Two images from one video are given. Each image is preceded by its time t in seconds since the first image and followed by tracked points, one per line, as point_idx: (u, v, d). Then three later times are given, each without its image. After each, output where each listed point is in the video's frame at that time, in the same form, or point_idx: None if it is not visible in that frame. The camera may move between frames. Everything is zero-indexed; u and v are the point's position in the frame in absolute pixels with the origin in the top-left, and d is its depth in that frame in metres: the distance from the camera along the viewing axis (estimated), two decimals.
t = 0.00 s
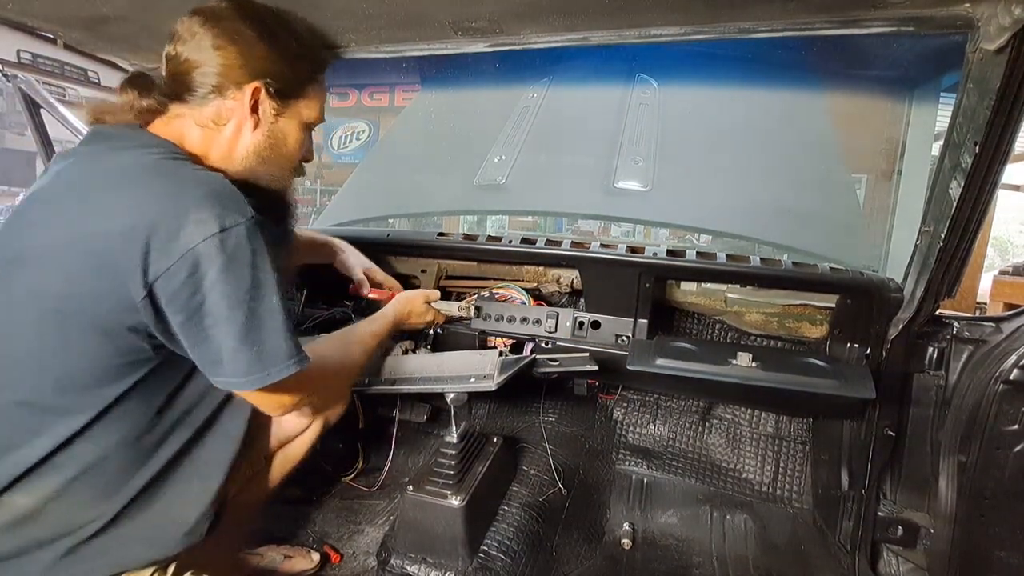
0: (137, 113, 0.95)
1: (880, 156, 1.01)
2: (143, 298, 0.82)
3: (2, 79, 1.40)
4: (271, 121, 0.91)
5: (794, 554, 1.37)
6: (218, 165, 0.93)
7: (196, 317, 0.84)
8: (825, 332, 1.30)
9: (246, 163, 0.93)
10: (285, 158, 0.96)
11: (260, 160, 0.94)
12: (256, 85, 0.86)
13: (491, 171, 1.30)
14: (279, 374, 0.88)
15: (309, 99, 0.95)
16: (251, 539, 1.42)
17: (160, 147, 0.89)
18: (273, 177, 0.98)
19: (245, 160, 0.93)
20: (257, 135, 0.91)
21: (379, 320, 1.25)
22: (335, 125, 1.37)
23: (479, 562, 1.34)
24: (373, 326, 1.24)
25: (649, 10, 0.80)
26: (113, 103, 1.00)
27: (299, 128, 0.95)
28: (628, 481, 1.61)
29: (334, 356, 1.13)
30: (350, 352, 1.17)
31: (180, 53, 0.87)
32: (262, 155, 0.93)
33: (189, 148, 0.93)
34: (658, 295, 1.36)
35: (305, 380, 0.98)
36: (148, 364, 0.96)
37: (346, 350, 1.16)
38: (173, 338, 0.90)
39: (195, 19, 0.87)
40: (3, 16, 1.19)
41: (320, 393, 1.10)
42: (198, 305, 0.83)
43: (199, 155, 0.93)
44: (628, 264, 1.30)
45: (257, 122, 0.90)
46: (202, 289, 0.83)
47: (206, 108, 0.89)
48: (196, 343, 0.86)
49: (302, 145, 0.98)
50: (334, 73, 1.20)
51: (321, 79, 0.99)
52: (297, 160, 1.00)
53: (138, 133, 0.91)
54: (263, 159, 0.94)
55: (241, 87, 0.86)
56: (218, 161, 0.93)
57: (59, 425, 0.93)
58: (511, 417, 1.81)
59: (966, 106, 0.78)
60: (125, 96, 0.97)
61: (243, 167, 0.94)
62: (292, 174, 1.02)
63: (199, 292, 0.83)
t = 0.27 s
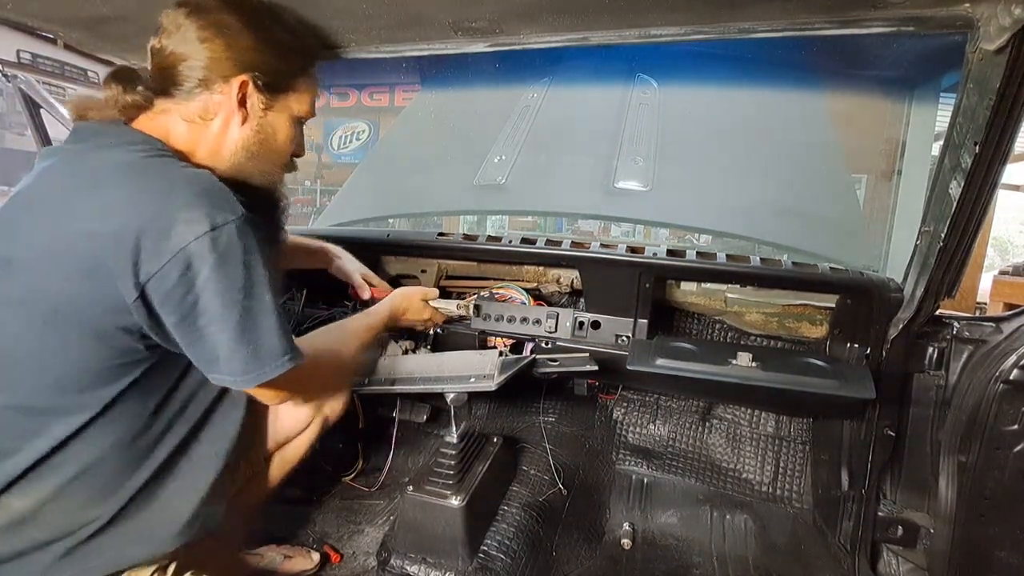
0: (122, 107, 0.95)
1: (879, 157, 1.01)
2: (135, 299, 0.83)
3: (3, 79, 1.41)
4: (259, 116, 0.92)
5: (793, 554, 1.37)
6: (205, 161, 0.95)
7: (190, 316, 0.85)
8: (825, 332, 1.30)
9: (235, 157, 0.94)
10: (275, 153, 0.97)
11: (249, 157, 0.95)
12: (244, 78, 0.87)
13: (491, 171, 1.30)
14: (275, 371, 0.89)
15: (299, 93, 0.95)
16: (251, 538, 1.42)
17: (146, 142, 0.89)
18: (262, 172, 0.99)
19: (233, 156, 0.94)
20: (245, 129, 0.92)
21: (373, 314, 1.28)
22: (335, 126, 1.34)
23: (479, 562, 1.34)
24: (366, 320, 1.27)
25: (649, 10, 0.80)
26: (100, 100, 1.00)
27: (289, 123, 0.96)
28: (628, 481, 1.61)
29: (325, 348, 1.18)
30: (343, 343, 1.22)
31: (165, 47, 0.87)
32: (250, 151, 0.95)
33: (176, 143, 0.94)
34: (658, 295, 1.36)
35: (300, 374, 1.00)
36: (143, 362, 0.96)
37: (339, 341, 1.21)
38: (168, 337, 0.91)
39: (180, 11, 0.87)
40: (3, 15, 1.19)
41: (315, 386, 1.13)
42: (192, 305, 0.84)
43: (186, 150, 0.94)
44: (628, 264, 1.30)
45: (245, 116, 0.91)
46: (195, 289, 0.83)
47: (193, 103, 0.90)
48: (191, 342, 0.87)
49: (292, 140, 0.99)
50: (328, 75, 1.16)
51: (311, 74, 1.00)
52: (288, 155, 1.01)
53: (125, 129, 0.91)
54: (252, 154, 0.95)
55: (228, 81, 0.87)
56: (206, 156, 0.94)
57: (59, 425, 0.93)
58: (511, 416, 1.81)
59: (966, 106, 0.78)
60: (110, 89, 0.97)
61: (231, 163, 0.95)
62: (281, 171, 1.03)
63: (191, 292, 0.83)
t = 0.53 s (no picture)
0: (104, 103, 0.93)
1: (879, 156, 1.01)
2: (124, 298, 0.83)
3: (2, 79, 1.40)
4: (249, 114, 0.92)
5: (794, 554, 1.37)
6: (192, 158, 0.94)
7: (181, 314, 0.86)
8: (825, 332, 1.30)
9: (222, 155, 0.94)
10: (264, 151, 0.98)
11: (238, 154, 0.95)
12: (233, 77, 0.87)
13: (491, 171, 1.30)
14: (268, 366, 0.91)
15: (289, 92, 0.96)
16: (251, 538, 1.42)
17: (128, 139, 0.88)
18: (249, 169, 1.00)
19: (221, 153, 0.94)
20: (234, 127, 0.93)
21: (371, 313, 1.30)
22: (335, 126, 1.32)
23: (479, 562, 1.34)
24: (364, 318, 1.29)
25: (650, 10, 0.80)
26: (80, 94, 0.98)
27: (278, 121, 0.96)
28: (628, 481, 1.61)
29: (320, 342, 1.18)
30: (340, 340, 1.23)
31: (153, 44, 0.87)
32: (239, 149, 0.95)
33: (160, 140, 0.93)
34: (658, 295, 1.36)
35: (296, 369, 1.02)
36: (136, 361, 0.96)
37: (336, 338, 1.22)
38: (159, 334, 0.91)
39: (168, 9, 0.88)
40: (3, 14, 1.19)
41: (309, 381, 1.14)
42: (182, 302, 0.85)
43: (171, 147, 0.93)
44: (628, 264, 1.30)
45: (234, 114, 0.91)
46: (184, 286, 0.84)
47: (181, 100, 0.89)
48: (184, 337, 0.88)
49: (282, 139, 1.00)
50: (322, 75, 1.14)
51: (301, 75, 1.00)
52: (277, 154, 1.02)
53: (105, 127, 0.89)
54: (240, 151, 0.96)
55: (217, 79, 0.87)
56: (192, 154, 0.93)
57: (60, 424, 0.93)
58: (511, 416, 1.81)
59: (966, 106, 0.78)
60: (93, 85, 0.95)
61: (219, 161, 0.95)
62: (270, 168, 1.04)
63: (181, 289, 0.84)
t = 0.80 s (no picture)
0: (95, 99, 0.92)
1: (880, 156, 1.00)
2: (125, 292, 0.84)
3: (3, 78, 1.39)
4: (240, 114, 0.90)
5: (794, 554, 1.37)
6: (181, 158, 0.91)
7: (180, 306, 0.87)
8: (825, 333, 1.30)
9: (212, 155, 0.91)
10: (255, 152, 0.96)
11: (229, 155, 0.93)
12: (226, 75, 0.85)
13: (491, 171, 1.31)
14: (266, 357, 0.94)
15: (282, 92, 0.94)
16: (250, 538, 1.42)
17: (119, 135, 0.88)
18: (239, 171, 0.97)
19: (211, 153, 0.91)
20: (225, 126, 0.90)
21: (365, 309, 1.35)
22: (333, 127, 1.21)
23: (479, 562, 1.33)
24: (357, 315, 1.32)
25: (651, 9, 0.80)
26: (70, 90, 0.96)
27: (270, 121, 0.94)
28: (628, 481, 1.61)
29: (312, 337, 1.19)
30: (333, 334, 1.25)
31: (146, 41, 0.84)
32: (230, 149, 0.92)
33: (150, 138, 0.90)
34: (658, 295, 1.36)
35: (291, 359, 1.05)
36: (136, 359, 0.97)
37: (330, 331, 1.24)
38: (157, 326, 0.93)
39: (163, 7, 0.84)
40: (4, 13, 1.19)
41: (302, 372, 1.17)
42: (181, 294, 0.86)
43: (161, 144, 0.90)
44: (628, 264, 1.30)
45: (226, 113, 0.88)
46: (184, 279, 0.85)
47: (171, 98, 0.86)
48: (182, 328, 0.90)
49: (273, 140, 0.98)
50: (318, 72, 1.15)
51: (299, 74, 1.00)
52: (268, 154, 0.99)
53: (100, 124, 0.89)
54: (230, 152, 0.93)
55: (209, 78, 0.84)
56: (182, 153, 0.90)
57: (62, 423, 0.94)
58: (511, 417, 1.81)
59: (965, 106, 0.79)
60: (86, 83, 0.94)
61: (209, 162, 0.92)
62: (261, 169, 1.01)
63: (180, 282, 0.85)
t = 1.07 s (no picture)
0: (92, 94, 0.90)
1: (879, 156, 0.99)
2: (123, 293, 0.84)
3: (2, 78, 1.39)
4: (239, 114, 0.90)
5: (794, 554, 1.37)
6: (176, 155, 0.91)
7: (180, 307, 0.87)
8: (825, 333, 1.30)
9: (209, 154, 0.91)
10: (252, 153, 0.95)
11: (225, 155, 0.93)
12: (226, 74, 0.85)
13: (492, 171, 1.31)
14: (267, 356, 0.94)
15: (282, 95, 0.94)
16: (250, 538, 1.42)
17: (113, 135, 0.88)
18: (237, 172, 0.97)
19: (207, 152, 0.92)
20: (223, 126, 0.91)
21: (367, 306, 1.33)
22: (335, 127, 1.23)
23: (479, 562, 1.33)
24: (358, 313, 1.31)
25: (651, 10, 0.80)
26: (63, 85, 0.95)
27: (269, 122, 0.95)
28: (628, 481, 1.61)
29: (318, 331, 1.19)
30: (337, 331, 1.24)
31: (146, 37, 0.85)
32: (227, 149, 0.93)
33: (147, 136, 0.90)
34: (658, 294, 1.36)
35: (291, 357, 1.04)
36: (133, 359, 0.97)
37: (333, 328, 1.23)
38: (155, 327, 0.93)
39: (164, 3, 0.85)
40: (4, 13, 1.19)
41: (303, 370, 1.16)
42: (181, 296, 0.86)
43: (159, 143, 0.91)
44: (628, 264, 1.30)
45: (224, 113, 0.89)
46: (184, 280, 0.85)
47: (169, 96, 0.87)
48: (183, 329, 0.90)
49: (271, 143, 0.98)
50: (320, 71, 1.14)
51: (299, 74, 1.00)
52: (265, 156, 0.99)
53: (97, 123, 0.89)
54: (228, 152, 0.93)
55: (208, 76, 0.85)
56: (179, 150, 0.91)
57: (63, 422, 0.94)
58: (511, 417, 1.81)
59: (965, 106, 0.79)
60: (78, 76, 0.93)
61: (206, 160, 0.92)
62: (258, 171, 1.01)
63: (179, 283, 0.85)
